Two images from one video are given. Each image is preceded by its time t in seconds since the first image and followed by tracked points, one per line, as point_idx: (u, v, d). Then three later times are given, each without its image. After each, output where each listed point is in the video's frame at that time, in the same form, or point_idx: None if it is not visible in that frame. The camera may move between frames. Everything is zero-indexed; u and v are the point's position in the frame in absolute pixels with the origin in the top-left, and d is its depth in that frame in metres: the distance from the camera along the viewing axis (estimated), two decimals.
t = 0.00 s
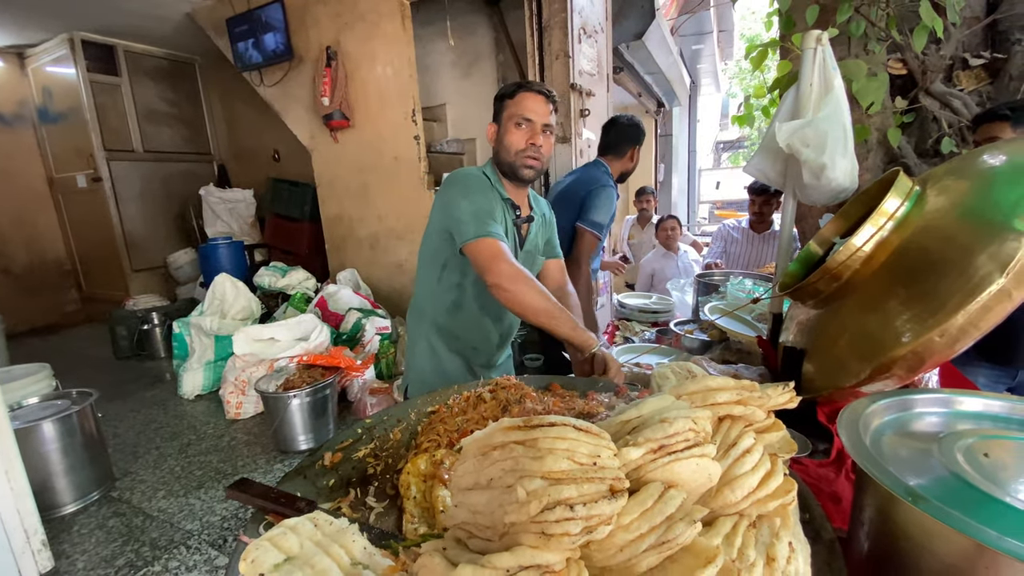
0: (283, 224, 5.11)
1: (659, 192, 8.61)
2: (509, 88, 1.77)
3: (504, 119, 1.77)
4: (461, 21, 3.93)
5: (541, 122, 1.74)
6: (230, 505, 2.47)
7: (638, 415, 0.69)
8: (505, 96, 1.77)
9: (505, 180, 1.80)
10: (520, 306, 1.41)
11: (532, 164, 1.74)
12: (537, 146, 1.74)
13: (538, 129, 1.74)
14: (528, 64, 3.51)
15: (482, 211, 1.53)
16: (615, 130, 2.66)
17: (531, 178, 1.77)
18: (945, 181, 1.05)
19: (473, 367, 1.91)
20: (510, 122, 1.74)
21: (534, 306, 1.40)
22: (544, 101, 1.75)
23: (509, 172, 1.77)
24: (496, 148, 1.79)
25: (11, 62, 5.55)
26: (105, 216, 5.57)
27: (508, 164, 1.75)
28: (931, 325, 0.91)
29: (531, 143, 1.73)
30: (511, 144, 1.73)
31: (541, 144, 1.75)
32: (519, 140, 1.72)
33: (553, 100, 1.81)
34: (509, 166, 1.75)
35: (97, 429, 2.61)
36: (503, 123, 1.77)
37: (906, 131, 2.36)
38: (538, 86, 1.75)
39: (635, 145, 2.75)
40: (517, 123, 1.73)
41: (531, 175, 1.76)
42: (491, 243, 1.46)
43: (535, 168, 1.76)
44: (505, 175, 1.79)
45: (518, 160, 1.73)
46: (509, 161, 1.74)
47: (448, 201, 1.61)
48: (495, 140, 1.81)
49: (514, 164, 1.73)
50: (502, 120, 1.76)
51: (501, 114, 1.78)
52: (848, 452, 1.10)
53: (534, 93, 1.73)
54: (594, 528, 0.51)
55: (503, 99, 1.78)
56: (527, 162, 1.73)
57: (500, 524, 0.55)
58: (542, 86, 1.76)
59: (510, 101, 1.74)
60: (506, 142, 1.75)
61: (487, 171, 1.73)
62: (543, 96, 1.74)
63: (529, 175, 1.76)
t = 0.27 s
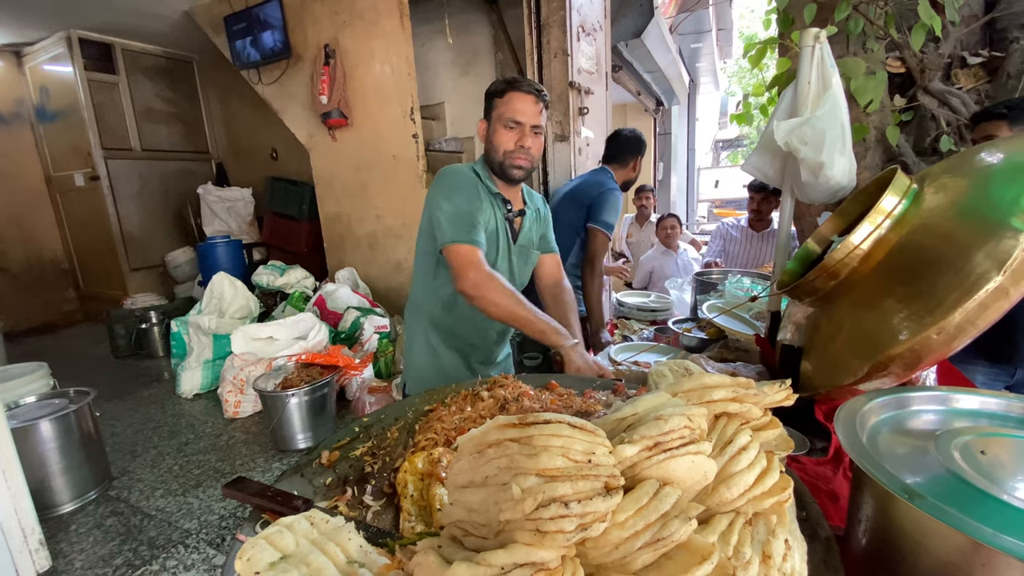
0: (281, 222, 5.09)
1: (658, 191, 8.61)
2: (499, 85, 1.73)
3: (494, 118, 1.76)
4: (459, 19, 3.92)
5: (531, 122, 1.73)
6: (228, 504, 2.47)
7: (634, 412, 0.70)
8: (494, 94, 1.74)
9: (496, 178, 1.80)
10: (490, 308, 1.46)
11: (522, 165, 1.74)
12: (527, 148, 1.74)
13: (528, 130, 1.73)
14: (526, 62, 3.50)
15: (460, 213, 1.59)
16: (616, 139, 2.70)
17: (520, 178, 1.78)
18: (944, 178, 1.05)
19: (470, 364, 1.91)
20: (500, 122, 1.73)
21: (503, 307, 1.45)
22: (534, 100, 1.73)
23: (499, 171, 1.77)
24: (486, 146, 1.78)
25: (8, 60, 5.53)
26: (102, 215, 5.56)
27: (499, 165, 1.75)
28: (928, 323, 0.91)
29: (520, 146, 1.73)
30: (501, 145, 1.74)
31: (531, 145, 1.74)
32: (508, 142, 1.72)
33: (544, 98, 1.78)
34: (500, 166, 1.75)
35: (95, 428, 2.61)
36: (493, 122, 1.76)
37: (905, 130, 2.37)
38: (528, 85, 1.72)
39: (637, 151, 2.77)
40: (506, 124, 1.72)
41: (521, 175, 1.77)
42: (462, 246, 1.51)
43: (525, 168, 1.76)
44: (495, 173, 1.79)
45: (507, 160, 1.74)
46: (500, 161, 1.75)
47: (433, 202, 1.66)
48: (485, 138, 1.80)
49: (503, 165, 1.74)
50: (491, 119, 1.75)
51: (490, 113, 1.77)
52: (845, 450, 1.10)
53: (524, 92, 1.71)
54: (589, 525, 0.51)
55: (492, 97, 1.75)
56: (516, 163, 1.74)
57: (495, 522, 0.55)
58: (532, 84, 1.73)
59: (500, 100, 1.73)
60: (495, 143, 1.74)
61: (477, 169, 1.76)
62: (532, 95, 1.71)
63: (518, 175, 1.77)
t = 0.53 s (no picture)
0: (280, 221, 5.09)
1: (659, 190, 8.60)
2: (488, 88, 1.69)
3: (483, 124, 1.72)
4: (459, 17, 3.92)
5: (522, 129, 1.72)
6: (227, 502, 2.47)
7: (634, 411, 0.69)
8: (484, 99, 1.70)
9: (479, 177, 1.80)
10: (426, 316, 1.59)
11: (515, 172, 1.76)
12: (519, 156, 1.75)
13: (520, 138, 1.73)
14: (526, 60, 3.49)
15: (413, 217, 1.66)
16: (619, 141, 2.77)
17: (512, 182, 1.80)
18: (944, 177, 1.05)
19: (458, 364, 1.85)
20: (490, 129, 1.71)
21: (435, 313, 1.57)
22: (525, 106, 1.71)
23: (490, 176, 1.76)
24: (476, 150, 1.76)
25: (7, 58, 5.52)
26: (102, 213, 5.55)
27: (491, 171, 1.75)
28: (928, 322, 0.91)
29: (513, 154, 1.73)
30: (493, 153, 1.72)
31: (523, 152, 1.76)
32: (501, 150, 1.71)
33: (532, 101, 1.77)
34: (491, 173, 1.75)
35: (95, 426, 2.61)
36: (483, 128, 1.72)
37: (905, 128, 2.36)
38: (519, 92, 1.70)
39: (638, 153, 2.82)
40: (498, 132, 1.70)
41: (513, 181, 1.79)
42: (405, 254, 1.63)
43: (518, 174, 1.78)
44: (484, 176, 1.78)
45: (502, 168, 1.74)
46: (492, 168, 1.74)
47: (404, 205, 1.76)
48: (474, 141, 1.77)
49: (497, 172, 1.74)
50: (481, 124, 1.72)
51: (480, 117, 1.73)
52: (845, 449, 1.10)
53: (514, 98, 1.69)
54: (588, 523, 0.51)
55: (481, 101, 1.71)
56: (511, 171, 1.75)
57: (494, 520, 0.55)
58: (521, 89, 1.70)
59: (490, 105, 1.69)
60: (487, 149, 1.73)
61: (456, 167, 1.79)
62: (523, 102, 1.70)
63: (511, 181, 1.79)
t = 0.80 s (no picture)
0: (282, 219, 5.09)
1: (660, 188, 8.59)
2: (448, 82, 1.60)
3: (448, 120, 1.64)
4: (460, 14, 3.91)
5: (490, 122, 1.62)
6: (229, 499, 2.48)
7: (635, 409, 0.69)
8: (446, 93, 1.61)
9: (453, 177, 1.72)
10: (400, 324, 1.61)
11: (487, 168, 1.66)
12: (490, 149, 1.64)
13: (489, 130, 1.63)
14: (527, 57, 3.48)
15: (378, 229, 1.62)
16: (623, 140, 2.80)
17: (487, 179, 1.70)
18: (946, 176, 1.05)
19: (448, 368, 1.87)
20: (455, 125, 1.62)
21: (409, 319, 1.59)
22: (489, 96, 1.61)
23: (462, 175, 1.67)
24: (446, 148, 1.67)
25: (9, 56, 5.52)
26: (104, 211, 5.56)
27: (461, 169, 1.66)
28: (930, 322, 0.90)
29: (483, 148, 1.63)
30: (461, 149, 1.63)
31: (494, 146, 1.65)
32: (470, 146, 1.62)
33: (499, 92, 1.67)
34: (463, 170, 1.66)
35: (97, 424, 2.62)
36: (449, 125, 1.64)
37: (907, 127, 2.35)
38: (481, 81, 1.60)
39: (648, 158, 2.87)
40: (463, 127, 1.61)
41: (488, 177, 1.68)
42: (370, 270, 1.61)
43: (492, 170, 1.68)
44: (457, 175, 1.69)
45: (472, 165, 1.64)
46: (462, 166, 1.65)
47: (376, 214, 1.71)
48: (443, 139, 1.69)
49: (468, 170, 1.64)
50: (446, 120, 1.64)
51: (445, 114, 1.65)
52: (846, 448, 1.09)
53: (478, 89, 1.59)
54: (589, 522, 0.51)
55: (443, 96, 1.62)
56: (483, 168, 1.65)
57: (495, 519, 0.55)
58: (484, 79, 1.60)
59: (453, 100, 1.60)
60: (455, 146, 1.64)
61: (428, 169, 1.72)
62: (487, 92, 1.60)
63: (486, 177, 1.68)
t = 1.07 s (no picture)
0: (283, 215, 5.09)
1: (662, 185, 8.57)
2: (405, 66, 1.51)
3: (406, 107, 1.54)
4: (461, 10, 3.89)
5: (451, 108, 1.53)
6: (230, 495, 2.49)
7: (635, 406, 0.69)
8: (402, 77, 1.52)
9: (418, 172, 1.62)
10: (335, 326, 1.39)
11: (450, 158, 1.56)
12: (452, 138, 1.55)
13: (449, 117, 1.54)
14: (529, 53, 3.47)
15: (329, 229, 1.47)
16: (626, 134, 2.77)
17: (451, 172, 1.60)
18: (951, 172, 1.04)
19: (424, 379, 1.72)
20: (414, 111, 1.53)
21: (337, 316, 1.36)
22: (449, 80, 1.52)
23: (423, 167, 1.58)
24: (405, 138, 1.58)
25: (10, 52, 5.52)
26: (105, 207, 5.57)
27: (422, 161, 1.56)
28: (933, 319, 0.89)
29: (444, 136, 1.53)
30: (419, 138, 1.54)
31: (456, 134, 1.55)
32: (429, 134, 1.53)
33: (460, 76, 1.57)
34: (423, 162, 1.56)
35: (98, 420, 2.62)
36: (407, 112, 1.54)
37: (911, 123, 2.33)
38: (439, 64, 1.51)
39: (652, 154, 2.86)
40: (421, 113, 1.52)
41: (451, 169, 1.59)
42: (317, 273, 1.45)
43: (454, 161, 1.58)
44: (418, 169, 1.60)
45: (433, 155, 1.54)
46: (422, 158, 1.55)
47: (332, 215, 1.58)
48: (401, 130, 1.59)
49: (428, 160, 1.54)
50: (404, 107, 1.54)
51: (402, 101, 1.55)
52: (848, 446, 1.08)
53: (437, 72, 1.50)
54: (587, 519, 0.51)
55: (399, 81, 1.53)
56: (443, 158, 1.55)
57: (493, 516, 0.54)
58: (445, 62, 1.52)
59: (410, 84, 1.51)
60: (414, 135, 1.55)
61: (390, 165, 1.60)
62: (447, 75, 1.50)
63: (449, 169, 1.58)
